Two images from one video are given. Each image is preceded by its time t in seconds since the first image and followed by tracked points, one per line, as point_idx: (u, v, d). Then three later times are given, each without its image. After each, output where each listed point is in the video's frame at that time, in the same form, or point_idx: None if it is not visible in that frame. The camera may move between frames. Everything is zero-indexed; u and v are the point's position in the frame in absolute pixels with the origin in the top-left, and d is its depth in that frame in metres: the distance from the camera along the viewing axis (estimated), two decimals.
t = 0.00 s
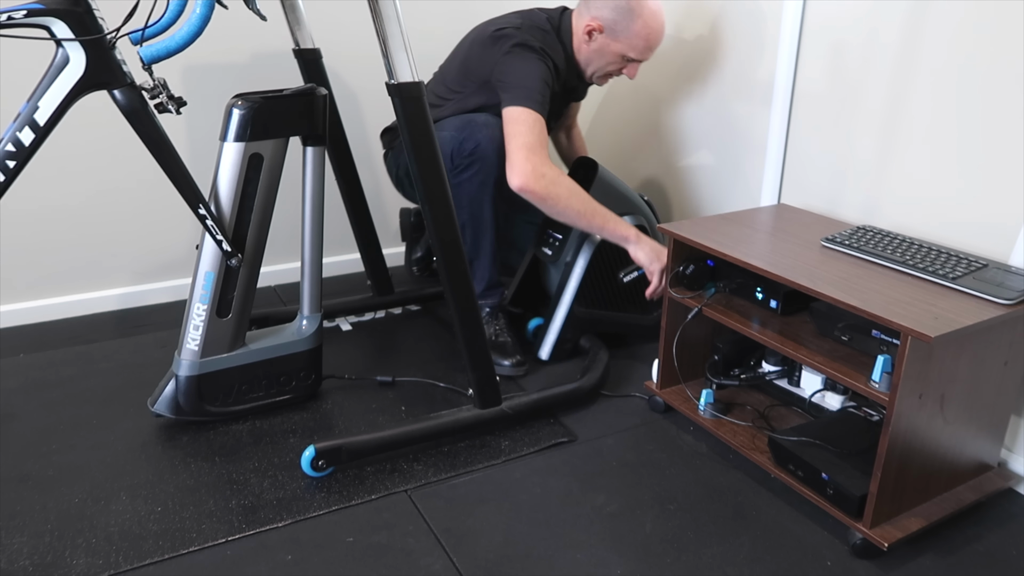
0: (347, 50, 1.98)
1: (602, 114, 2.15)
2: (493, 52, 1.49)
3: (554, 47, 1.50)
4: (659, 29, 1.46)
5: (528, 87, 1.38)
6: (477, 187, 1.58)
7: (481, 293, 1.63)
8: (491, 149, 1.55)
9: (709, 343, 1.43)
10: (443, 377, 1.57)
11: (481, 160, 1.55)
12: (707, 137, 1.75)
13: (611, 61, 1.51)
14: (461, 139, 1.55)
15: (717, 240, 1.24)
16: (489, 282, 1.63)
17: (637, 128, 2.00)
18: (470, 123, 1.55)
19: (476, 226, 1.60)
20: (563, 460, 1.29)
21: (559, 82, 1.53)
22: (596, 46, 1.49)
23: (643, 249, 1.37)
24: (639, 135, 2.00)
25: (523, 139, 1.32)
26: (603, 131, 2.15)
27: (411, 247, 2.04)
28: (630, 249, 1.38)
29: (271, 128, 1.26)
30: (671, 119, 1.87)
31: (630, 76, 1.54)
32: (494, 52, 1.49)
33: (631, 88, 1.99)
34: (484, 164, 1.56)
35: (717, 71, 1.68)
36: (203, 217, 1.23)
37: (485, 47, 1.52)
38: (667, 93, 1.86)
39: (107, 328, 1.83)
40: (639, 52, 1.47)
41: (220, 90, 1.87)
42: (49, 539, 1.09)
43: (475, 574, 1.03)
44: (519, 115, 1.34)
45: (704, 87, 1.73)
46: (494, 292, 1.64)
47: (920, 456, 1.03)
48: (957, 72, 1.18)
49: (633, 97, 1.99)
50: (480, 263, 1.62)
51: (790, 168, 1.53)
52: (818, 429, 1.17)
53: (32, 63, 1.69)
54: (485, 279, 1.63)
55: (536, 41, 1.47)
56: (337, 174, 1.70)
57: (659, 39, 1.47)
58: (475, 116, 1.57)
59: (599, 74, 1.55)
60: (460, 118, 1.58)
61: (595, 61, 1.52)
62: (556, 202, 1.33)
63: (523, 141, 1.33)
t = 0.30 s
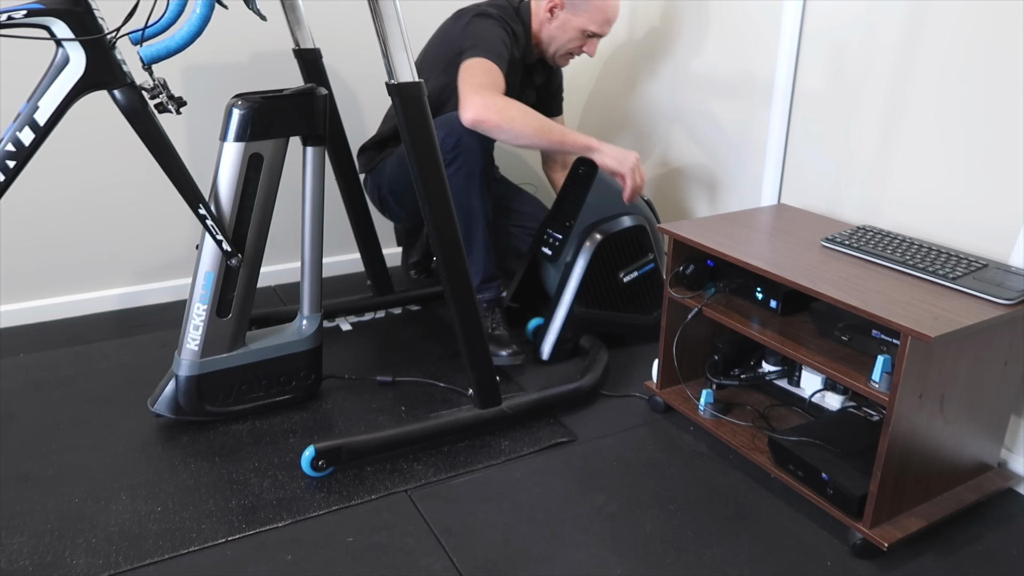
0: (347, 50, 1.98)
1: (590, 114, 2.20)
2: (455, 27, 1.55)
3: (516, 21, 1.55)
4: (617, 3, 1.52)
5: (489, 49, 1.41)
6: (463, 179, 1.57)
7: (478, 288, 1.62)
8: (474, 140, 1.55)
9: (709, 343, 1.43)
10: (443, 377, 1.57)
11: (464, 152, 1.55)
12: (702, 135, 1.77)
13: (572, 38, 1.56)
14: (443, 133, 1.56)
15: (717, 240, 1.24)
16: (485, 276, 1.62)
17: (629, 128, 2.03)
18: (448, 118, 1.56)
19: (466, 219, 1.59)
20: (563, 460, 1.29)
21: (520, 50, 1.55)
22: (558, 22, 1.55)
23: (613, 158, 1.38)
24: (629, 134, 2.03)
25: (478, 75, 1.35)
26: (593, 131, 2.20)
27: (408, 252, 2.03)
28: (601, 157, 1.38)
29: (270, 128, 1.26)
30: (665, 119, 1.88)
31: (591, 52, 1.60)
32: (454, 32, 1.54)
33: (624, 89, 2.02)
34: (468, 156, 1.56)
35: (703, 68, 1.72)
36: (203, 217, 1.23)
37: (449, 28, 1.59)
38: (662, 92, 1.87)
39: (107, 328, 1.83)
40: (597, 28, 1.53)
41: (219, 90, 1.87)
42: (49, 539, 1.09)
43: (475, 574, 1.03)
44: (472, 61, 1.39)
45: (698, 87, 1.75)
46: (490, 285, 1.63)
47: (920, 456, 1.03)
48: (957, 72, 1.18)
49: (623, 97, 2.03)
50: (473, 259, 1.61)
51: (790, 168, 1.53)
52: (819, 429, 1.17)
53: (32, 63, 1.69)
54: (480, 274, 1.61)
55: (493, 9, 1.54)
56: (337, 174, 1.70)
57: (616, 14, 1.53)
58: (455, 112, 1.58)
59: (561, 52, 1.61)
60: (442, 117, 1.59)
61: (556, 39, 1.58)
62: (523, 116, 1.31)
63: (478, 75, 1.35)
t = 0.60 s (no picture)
0: (347, 50, 1.98)
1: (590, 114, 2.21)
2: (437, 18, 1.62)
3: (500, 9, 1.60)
4: None
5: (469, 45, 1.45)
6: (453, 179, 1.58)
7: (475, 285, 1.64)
8: (463, 139, 1.56)
9: (709, 343, 1.43)
10: (443, 377, 1.57)
11: (453, 151, 1.56)
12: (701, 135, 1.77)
13: (562, 24, 1.58)
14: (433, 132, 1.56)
15: (717, 239, 1.24)
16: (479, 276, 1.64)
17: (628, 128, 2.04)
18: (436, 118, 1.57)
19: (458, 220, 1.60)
20: (563, 460, 1.29)
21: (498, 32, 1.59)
22: (546, 9, 1.58)
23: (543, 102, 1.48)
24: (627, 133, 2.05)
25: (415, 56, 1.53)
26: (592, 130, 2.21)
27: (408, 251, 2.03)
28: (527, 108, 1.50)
29: (271, 128, 1.26)
30: (665, 119, 1.88)
31: (580, 39, 1.62)
32: (432, 27, 1.59)
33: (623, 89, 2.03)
34: (457, 155, 1.56)
35: (702, 68, 1.73)
36: (203, 217, 1.23)
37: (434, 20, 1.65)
38: (662, 92, 1.87)
39: (107, 329, 1.83)
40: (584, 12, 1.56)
41: (219, 90, 1.87)
42: (49, 539, 1.09)
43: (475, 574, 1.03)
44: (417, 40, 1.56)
45: (698, 88, 1.75)
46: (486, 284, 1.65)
47: (920, 456, 1.03)
48: (957, 72, 1.18)
49: (622, 96, 2.04)
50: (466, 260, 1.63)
51: (790, 168, 1.53)
52: (819, 429, 1.17)
53: (32, 63, 1.69)
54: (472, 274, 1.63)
55: None
56: (337, 174, 1.70)
57: None
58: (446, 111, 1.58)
59: (550, 40, 1.63)
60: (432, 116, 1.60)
61: (545, 26, 1.60)
62: (438, 95, 1.50)
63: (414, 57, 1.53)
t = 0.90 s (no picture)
0: (347, 50, 1.98)
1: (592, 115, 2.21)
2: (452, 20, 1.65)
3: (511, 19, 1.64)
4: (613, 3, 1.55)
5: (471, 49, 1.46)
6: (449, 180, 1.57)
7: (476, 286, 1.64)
8: (459, 140, 1.55)
9: (709, 343, 1.43)
10: (443, 377, 1.57)
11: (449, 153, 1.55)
12: (701, 137, 1.77)
13: (573, 39, 1.58)
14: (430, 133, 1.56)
15: (717, 240, 1.24)
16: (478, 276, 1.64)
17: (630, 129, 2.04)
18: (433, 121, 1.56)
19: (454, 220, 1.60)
20: (563, 460, 1.29)
21: (504, 39, 1.62)
22: (558, 23, 1.58)
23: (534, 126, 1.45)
24: (628, 136, 2.04)
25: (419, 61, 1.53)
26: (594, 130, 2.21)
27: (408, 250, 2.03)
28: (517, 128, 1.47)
29: (270, 128, 1.26)
30: (666, 120, 1.88)
31: (593, 55, 1.61)
32: (441, 31, 1.62)
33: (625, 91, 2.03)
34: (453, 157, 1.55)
35: (702, 68, 1.73)
36: (203, 217, 1.23)
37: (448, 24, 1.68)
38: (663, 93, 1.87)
39: (107, 328, 1.83)
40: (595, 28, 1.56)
41: (220, 90, 1.87)
42: (49, 539, 1.09)
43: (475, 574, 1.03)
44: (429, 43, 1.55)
45: (698, 91, 1.75)
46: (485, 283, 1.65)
47: (920, 456, 1.03)
48: (957, 72, 1.18)
49: (625, 97, 2.04)
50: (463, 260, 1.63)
51: (790, 168, 1.53)
52: (819, 429, 1.17)
53: (32, 63, 1.69)
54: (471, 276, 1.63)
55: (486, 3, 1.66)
56: (336, 174, 1.70)
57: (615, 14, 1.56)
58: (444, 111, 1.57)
59: (562, 56, 1.63)
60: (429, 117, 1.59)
61: (557, 41, 1.60)
62: (435, 104, 1.48)
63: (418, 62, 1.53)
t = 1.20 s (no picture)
0: (347, 50, 1.98)
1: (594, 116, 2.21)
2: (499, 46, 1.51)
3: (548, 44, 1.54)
4: (640, 26, 1.51)
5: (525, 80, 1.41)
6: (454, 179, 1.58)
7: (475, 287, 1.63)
8: (466, 141, 1.56)
9: (709, 343, 1.43)
10: (443, 377, 1.57)
11: (455, 153, 1.56)
12: (702, 138, 1.77)
13: (598, 64, 1.55)
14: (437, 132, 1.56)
15: (718, 240, 1.24)
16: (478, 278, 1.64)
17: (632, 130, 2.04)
18: (442, 118, 1.57)
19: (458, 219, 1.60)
20: (563, 460, 1.29)
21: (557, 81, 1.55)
22: (583, 47, 1.53)
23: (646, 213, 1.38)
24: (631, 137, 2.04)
25: (522, 125, 1.36)
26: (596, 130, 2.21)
27: (408, 251, 2.03)
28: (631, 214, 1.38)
29: (270, 128, 1.26)
30: (667, 120, 1.88)
31: (617, 77, 1.58)
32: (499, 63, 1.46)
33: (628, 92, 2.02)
34: (459, 157, 1.57)
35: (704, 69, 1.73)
36: (203, 217, 1.23)
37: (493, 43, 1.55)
38: (664, 93, 1.87)
39: (107, 329, 1.83)
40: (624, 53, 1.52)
41: (219, 90, 1.87)
42: (49, 539, 1.09)
43: (475, 574, 1.03)
44: (521, 99, 1.38)
45: (699, 91, 1.75)
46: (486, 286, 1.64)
47: (920, 456, 1.03)
48: (957, 73, 1.18)
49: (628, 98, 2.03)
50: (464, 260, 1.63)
51: (790, 168, 1.53)
52: (819, 429, 1.17)
53: (33, 63, 1.69)
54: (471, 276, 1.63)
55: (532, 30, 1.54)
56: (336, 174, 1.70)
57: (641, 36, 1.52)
58: (453, 113, 1.58)
59: (587, 79, 1.59)
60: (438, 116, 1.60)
61: (582, 65, 1.56)
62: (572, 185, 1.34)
63: (521, 128, 1.36)
